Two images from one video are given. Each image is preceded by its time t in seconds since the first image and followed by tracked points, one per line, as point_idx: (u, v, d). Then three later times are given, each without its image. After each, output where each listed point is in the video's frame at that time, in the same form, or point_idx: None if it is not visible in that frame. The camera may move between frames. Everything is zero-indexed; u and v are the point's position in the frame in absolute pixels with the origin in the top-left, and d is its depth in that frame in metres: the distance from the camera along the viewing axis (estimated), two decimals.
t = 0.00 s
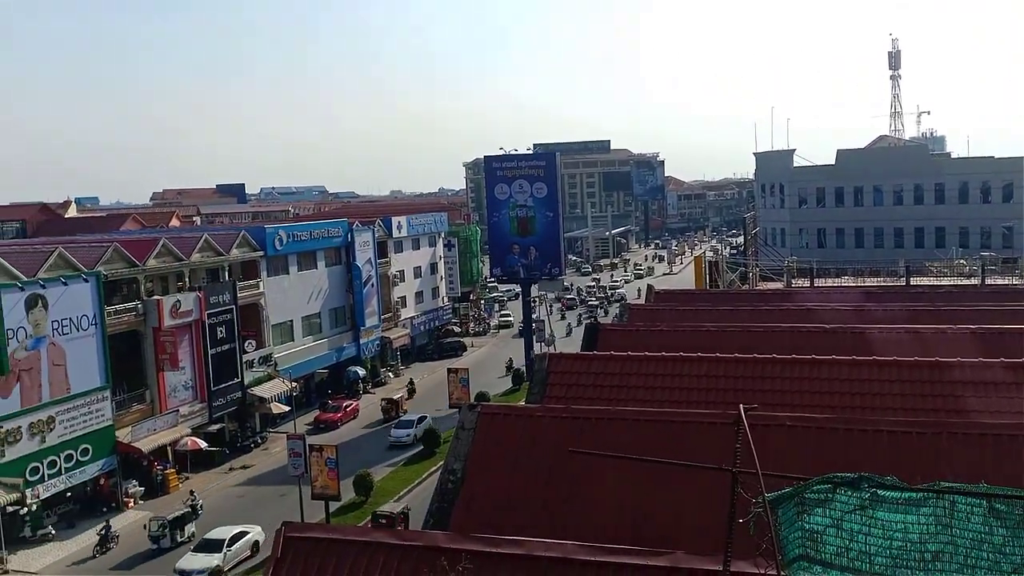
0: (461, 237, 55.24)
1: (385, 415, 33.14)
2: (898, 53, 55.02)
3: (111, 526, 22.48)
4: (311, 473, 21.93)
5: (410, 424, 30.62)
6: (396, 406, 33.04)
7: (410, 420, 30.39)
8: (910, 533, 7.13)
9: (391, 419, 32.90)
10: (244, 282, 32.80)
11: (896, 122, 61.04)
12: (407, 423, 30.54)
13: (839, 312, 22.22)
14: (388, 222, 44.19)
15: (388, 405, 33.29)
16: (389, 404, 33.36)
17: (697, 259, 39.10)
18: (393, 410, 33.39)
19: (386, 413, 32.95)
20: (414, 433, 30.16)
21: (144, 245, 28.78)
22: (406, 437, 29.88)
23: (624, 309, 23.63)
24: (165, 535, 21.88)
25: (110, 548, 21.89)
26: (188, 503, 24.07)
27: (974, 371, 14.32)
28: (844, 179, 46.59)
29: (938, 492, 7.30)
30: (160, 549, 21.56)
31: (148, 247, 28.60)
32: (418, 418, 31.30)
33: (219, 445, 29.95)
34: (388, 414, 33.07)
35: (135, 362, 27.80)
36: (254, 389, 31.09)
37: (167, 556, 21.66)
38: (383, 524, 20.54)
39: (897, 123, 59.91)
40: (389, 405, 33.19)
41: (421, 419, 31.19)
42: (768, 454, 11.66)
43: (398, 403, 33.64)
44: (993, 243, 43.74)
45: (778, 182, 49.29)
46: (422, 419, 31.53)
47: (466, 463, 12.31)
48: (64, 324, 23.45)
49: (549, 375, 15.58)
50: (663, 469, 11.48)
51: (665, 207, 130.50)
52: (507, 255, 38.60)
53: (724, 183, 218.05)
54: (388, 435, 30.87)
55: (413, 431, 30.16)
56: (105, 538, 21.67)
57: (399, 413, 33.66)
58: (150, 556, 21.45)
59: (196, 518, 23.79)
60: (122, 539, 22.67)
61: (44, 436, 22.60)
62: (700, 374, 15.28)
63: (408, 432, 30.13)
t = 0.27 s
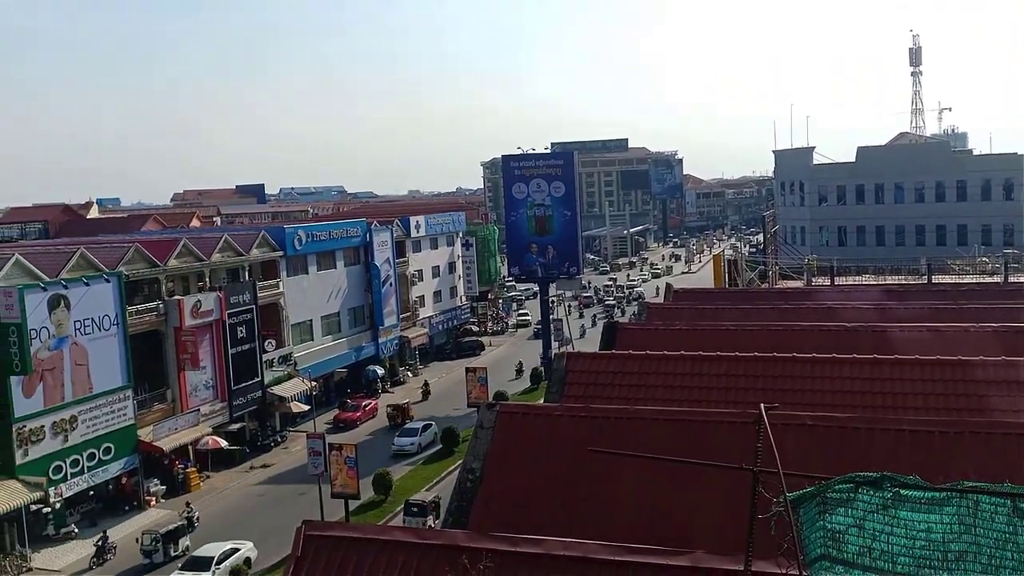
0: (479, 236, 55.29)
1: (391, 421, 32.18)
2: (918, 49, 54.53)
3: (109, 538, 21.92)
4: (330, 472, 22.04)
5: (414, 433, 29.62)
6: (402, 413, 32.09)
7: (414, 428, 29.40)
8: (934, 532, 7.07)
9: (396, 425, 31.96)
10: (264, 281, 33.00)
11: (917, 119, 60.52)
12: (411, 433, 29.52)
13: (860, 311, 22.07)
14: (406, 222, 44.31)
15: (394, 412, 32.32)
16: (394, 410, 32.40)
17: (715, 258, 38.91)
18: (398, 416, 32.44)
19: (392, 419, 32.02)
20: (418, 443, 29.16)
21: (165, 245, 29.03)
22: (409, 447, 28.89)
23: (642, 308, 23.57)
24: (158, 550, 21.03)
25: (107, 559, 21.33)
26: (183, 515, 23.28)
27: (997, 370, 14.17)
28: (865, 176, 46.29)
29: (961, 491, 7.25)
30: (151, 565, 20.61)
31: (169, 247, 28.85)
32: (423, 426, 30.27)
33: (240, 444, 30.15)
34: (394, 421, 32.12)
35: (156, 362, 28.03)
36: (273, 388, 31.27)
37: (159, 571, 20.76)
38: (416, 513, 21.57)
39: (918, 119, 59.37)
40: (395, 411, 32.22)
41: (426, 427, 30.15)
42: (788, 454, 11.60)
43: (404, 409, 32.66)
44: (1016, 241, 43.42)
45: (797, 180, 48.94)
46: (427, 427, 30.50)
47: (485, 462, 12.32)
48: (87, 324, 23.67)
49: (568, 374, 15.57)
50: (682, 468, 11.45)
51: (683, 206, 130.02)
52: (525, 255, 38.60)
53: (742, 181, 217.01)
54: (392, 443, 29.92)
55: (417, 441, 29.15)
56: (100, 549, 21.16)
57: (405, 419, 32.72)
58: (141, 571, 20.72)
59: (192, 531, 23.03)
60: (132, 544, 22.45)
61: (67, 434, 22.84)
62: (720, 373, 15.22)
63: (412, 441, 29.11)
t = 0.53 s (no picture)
0: (497, 236, 55.36)
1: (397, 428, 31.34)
2: (940, 44, 54.00)
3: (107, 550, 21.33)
4: (351, 471, 22.16)
5: (418, 443, 28.62)
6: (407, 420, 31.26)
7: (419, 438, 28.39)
8: (957, 532, 7.03)
9: (401, 433, 31.14)
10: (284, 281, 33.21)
11: (940, 115, 59.92)
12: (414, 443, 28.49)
13: (882, 309, 21.90)
14: (425, 221, 44.43)
15: (400, 418, 31.50)
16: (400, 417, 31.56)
17: (735, 256, 38.74)
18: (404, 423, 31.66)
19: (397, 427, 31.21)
20: (422, 453, 28.10)
21: (187, 246, 29.29)
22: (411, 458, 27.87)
23: (661, 307, 23.51)
24: (150, 566, 20.30)
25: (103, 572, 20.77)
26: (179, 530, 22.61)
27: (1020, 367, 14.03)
28: (886, 174, 45.91)
29: (985, 491, 7.20)
30: None
31: (191, 248, 29.11)
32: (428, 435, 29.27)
33: (261, 443, 30.36)
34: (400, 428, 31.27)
35: (178, 361, 28.28)
36: (294, 387, 31.47)
37: None
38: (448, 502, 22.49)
39: (940, 116, 58.77)
40: (401, 418, 31.47)
41: (430, 436, 29.19)
42: (808, 452, 11.56)
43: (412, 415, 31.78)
44: None
45: (818, 177, 48.64)
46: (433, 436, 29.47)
47: (504, 462, 12.34)
48: (110, 325, 23.93)
49: (587, 373, 15.55)
50: (702, 467, 11.42)
51: (702, 204, 129.52)
52: (543, 254, 38.62)
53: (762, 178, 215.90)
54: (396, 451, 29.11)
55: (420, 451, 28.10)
56: (97, 562, 20.60)
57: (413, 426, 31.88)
58: None
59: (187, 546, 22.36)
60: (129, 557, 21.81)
61: (91, 434, 23.10)
62: (740, 372, 15.16)
63: (415, 451, 28.06)
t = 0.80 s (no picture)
0: (513, 235, 55.41)
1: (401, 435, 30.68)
2: (959, 41, 53.54)
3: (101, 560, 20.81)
4: (367, 470, 22.25)
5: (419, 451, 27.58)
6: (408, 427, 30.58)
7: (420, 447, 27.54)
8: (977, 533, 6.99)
9: (405, 439, 30.46)
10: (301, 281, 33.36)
11: (959, 112, 59.41)
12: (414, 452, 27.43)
13: (901, 308, 21.76)
14: (440, 221, 44.52)
15: (404, 424, 30.94)
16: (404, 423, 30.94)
17: (751, 254, 38.58)
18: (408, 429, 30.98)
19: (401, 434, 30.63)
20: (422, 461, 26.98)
21: (206, 247, 29.50)
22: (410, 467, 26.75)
23: (678, 305, 23.46)
24: None
25: None
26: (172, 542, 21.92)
27: None
28: (904, 171, 45.58)
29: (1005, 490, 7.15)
30: None
31: (209, 248, 29.32)
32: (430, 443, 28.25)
33: (279, 442, 30.54)
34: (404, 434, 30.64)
35: (197, 360, 28.48)
36: (311, 386, 31.64)
37: None
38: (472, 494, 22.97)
39: (959, 113, 58.28)
40: (405, 425, 30.84)
41: (432, 444, 28.21)
42: (826, 452, 11.51)
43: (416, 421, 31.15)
44: None
45: (835, 175, 48.36)
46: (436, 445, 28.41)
47: (520, 461, 12.36)
48: (129, 325, 24.15)
49: (603, 372, 15.54)
50: (719, 467, 11.40)
51: (719, 202, 129.06)
52: (559, 253, 38.59)
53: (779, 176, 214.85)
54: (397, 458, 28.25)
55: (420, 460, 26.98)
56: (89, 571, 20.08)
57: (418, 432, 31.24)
58: None
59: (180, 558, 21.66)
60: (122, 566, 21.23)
61: (110, 433, 23.33)
62: (757, 371, 15.11)
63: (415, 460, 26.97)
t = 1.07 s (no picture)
0: (529, 233, 55.42)
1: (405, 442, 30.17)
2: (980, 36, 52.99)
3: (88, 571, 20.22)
4: (385, 467, 22.32)
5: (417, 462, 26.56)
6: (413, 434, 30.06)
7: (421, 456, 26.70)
8: (998, 531, 6.92)
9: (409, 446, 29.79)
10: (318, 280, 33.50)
11: (979, 108, 58.81)
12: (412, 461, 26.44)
13: (921, 306, 21.58)
14: (457, 220, 44.57)
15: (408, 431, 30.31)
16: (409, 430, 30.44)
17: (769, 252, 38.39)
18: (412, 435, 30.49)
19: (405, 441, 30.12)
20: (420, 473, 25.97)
21: (224, 246, 29.68)
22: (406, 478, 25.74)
23: (695, 303, 23.39)
24: None
25: None
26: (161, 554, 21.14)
27: None
28: (924, 168, 45.19)
29: None
30: None
31: (228, 247, 29.50)
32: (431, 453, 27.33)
33: (296, 440, 30.69)
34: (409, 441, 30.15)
35: (215, 359, 28.67)
36: (329, 385, 31.77)
37: None
38: (498, 484, 23.35)
39: (980, 109, 57.69)
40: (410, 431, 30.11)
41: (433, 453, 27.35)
42: (846, 451, 11.45)
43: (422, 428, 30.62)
44: None
45: (854, 172, 48.03)
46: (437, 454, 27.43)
47: (538, 459, 12.36)
48: (148, 323, 24.33)
49: (621, 371, 15.53)
50: (737, 466, 11.35)
51: (736, 200, 128.47)
52: (575, 251, 38.54)
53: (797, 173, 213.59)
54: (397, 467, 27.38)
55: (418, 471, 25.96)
56: None
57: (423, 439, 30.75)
58: None
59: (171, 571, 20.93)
60: None
61: (130, 430, 23.53)
62: (775, 370, 15.03)
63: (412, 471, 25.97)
